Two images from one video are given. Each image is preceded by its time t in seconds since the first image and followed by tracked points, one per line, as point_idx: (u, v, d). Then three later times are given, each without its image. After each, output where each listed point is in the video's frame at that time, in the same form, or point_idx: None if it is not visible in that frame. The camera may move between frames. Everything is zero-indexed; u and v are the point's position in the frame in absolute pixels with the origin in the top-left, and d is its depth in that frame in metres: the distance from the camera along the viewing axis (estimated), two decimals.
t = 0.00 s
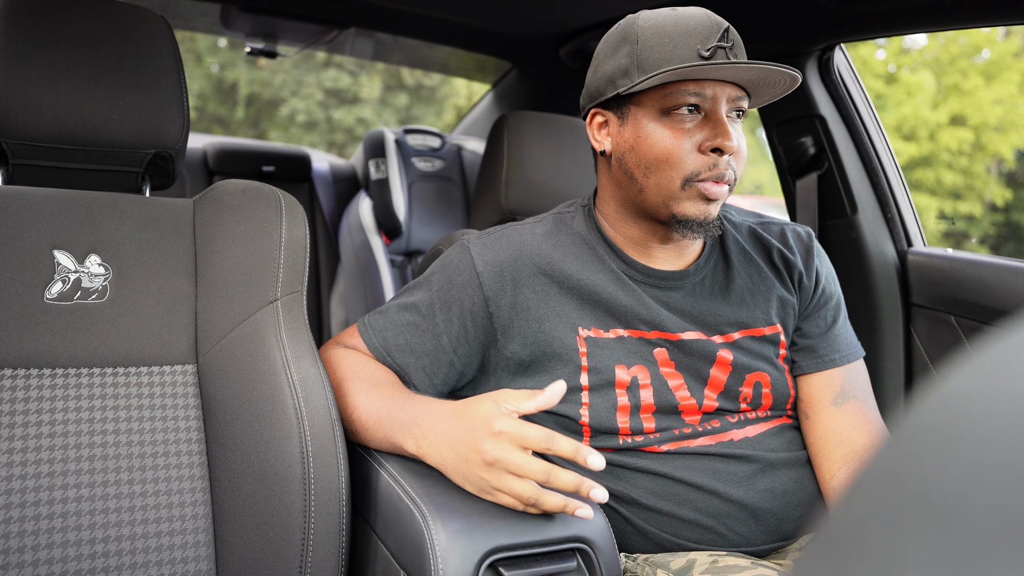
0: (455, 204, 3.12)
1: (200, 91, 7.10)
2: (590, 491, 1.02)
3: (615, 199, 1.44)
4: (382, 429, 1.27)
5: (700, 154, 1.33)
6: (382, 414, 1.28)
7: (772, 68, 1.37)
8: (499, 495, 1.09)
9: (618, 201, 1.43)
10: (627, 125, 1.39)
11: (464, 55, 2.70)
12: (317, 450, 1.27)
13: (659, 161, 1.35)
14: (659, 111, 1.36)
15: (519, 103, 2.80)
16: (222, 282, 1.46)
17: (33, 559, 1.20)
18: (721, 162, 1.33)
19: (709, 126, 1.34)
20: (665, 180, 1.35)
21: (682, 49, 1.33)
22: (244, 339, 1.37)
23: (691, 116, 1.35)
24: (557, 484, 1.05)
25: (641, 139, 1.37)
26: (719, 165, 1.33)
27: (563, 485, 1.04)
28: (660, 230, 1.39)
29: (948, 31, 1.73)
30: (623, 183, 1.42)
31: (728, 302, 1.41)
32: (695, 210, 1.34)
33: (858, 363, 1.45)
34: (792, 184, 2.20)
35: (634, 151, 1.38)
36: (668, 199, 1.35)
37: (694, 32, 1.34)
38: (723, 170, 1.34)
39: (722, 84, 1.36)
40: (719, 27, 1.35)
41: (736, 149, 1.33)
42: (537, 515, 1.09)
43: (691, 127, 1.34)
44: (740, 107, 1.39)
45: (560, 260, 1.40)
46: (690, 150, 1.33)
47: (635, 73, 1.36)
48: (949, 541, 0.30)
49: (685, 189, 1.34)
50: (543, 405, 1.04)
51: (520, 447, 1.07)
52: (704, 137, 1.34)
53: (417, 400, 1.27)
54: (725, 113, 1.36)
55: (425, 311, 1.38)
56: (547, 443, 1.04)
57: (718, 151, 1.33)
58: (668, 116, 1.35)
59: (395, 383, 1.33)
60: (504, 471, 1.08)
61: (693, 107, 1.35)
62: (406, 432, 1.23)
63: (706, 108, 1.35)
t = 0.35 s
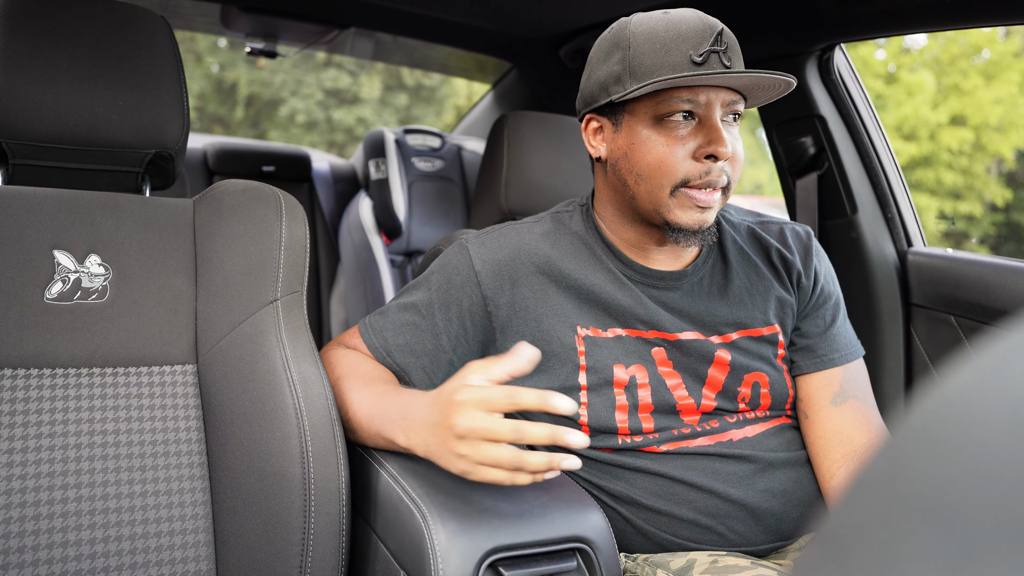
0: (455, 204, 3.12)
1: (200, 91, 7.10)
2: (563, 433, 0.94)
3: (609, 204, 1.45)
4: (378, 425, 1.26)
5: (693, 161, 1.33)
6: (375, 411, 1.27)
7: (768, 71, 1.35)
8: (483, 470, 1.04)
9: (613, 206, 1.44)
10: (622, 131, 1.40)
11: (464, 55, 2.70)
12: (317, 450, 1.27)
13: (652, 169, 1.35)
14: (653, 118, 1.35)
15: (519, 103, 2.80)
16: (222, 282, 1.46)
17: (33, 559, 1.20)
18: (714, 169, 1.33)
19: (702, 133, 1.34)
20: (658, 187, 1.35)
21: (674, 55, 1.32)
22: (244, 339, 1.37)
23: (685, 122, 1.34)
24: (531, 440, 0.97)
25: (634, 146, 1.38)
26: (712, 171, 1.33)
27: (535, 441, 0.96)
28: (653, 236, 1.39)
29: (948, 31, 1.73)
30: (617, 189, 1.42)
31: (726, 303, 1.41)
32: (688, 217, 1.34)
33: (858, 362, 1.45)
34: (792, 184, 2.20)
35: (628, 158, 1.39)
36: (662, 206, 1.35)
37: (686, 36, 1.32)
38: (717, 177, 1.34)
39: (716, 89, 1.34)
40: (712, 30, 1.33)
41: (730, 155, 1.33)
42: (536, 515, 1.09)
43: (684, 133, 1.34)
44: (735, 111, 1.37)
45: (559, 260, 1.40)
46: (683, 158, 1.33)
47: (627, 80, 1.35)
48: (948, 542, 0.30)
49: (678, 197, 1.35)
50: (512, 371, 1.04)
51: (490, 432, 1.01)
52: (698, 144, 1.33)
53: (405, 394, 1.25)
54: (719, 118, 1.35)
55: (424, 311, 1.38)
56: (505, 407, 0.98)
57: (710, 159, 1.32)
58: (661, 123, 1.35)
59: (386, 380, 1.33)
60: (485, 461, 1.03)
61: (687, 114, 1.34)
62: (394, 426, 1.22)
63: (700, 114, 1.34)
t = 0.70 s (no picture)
0: (455, 204, 3.12)
1: (200, 91, 7.11)
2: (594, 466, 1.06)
3: (619, 203, 1.43)
4: (381, 428, 1.28)
5: (712, 157, 1.33)
6: (385, 412, 1.28)
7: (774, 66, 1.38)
8: (518, 479, 1.10)
9: (623, 206, 1.43)
10: (636, 131, 1.38)
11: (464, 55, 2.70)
12: (317, 450, 1.27)
13: (671, 166, 1.35)
14: (670, 115, 1.35)
15: (519, 103, 2.80)
16: (222, 282, 1.46)
17: (33, 559, 1.20)
18: (731, 164, 1.34)
19: (719, 128, 1.34)
20: (678, 185, 1.35)
21: (689, 51, 1.32)
22: (244, 339, 1.37)
23: (702, 119, 1.34)
24: (572, 460, 1.08)
25: (650, 145, 1.37)
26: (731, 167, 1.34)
27: (575, 457, 1.08)
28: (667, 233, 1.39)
29: (948, 31, 1.73)
30: (629, 188, 1.41)
31: (727, 303, 1.41)
32: (707, 213, 1.35)
33: (858, 362, 1.45)
34: (792, 184, 2.20)
35: (645, 157, 1.37)
36: (682, 203, 1.35)
37: (698, 33, 1.33)
38: (735, 172, 1.35)
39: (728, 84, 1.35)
40: (720, 27, 1.34)
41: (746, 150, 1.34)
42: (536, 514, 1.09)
43: (701, 130, 1.34)
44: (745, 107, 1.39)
45: (560, 260, 1.40)
46: (702, 154, 1.33)
47: (642, 77, 1.34)
48: (946, 542, 0.30)
49: (697, 193, 1.35)
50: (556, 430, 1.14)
51: (532, 447, 1.12)
52: (716, 139, 1.33)
53: (423, 398, 1.28)
54: (732, 113, 1.35)
55: (424, 312, 1.38)
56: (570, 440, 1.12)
57: (729, 154, 1.33)
58: (679, 120, 1.34)
59: (396, 384, 1.34)
60: (517, 468, 1.10)
61: (703, 110, 1.34)
62: (409, 428, 1.23)
63: (715, 110, 1.34)
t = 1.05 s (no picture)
0: (455, 204, 3.12)
1: (199, 91, 7.11)
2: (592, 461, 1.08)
3: (621, 203, 1.44)
4: (381, 429, 1.28)
5: (714, 156, 1.34)
6: (385, 413, 1.28)
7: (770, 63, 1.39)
8: (518, 479, 1.10)
9: (625, 206, 1.43)
10: (638, 132, 1.38)
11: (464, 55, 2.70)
12: (317, 450, 1.27)
13: (675, 167, 1.35)
14: (671, 116, 1.35)
15: (519, 103, 2.80)
16: (222, 281, 1.46)
17: (33, 559, 1.20)
18: (733, 162, 1.35)
19: (720, 127, 1.34)
20: (682, 185, 1.36)
21: (687, 51, 1.32)
22: (244, 339, 1.37)
23: (702, 118, 1.34)
24: (570, 458, 1.09)
25: (653, 146, 1.37)
26: (733, 164, 1.35)
27: (574, 456, 1.09)
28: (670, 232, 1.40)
29: (948, 31, 1.73)
30: (632, 189, 1.41)
31: (727, 303, 1.41)
32: (711, 211, 1.36)
33: (858, 362, 1.45)
34: (792, 184, 2.20)
35: (648, 158, 1.38)
36: (687, 203, 1.36)
37: (695, 32, 1.33)
38: (737, 168, 1.36)
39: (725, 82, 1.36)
40: (716, 25, 1.35)
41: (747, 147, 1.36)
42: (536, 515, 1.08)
43: (703, 129, 1.35)
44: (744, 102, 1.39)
45: (560, 260, 1.40)
46: (705, 153, 1.34)
47: (643, 79, 1.34)
48: (947, 542, 0.30)
49: (701, 192, 1.36)
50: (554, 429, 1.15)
51: (531, 447, 1.12)
52: (718, 138, 1.34)
53: (421, 399, 1.28)
54: (732, 110, 1.36)
55: (424, 312, 1.38)
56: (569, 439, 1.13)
57: (731, 151, 1.34)
58: (680, 121, 1.35)
59: (396, 384, 1.34)
60: (517, 468, 1.11)
61: (704, 110, 1.34)
62: (408, 428, 1.24)
63: (716, 109, 1.34)
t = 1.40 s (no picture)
0: (455, 204, 3.12)
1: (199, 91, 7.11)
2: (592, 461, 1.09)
3: (608, 206, 1.45)
4: (381, 429, 1.28)
5: (689, 155, 1.34)
6: (384, 413, 1.28)
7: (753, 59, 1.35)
8: (517, 479, 1.10)
9: (612, 209, 1.44)
10: (615, 135, 1.40)
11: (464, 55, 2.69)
12: (317, 450, 1.27)
13: (649, 167, 1.36)
14: (644, 118, 1.36)
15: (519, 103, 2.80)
16: (222, 281, 1.46)
17: (33, 559, 1.20)
18: (711, 160, 1.34)
19: (695, 126, 1.34)
20: (659, 185, 1.36)
21: (660, 51, 1.33)
22: (244, 339, 1.37)
23: (677, 118, 1.35)
24: (569, 459, 1.09)
25: (629, 148, 1.38)
26: (710, 163, 1.34)
27: (573, 456, 1.09)
28: (655, 234, 1.40)
29: (948, 31, 1.73)
30: (615, 191, 1.43)
31: (726, 302, 1.41)
32: (691, 211, 1.35)
33: (858, 362, 1.45)
34: (792, 184, 2.20)
35: (624, 160, 1.39)
36: (665, 204, 1.36)
37: (670, 32, 1.34)
38: (716, 168, 1.35)
39: (704, 81, 1.35)
40: (694, 23, 1.34)
41: (725, 145, 1.34)
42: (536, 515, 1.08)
43: (677, 129, 1.35)
44: (727, 101, 1.38)
45: (559, 260, 1.40)
46: (680, 153, 1.34)
47: (615, 81, 1.36)
48: (947, 542, 0.30)
49: (679, 193, 1.35)
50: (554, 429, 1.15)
51: (530, 447, 1.12)
52: (692, 137, 1.34)
53: (421, 400, 1.28)
54: (710, 109, 1.35)
55: (424, 312, 1.38)
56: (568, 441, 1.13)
57: (706, 150, 1.33)
58: (653, 121, 1.35)
59: (396, 384, 1.34)
60: (516, 468, 1.11)
61: (678, 109, 1.35)
62: (407, 429, 1.24)
63: (690, 108, 1.34)
